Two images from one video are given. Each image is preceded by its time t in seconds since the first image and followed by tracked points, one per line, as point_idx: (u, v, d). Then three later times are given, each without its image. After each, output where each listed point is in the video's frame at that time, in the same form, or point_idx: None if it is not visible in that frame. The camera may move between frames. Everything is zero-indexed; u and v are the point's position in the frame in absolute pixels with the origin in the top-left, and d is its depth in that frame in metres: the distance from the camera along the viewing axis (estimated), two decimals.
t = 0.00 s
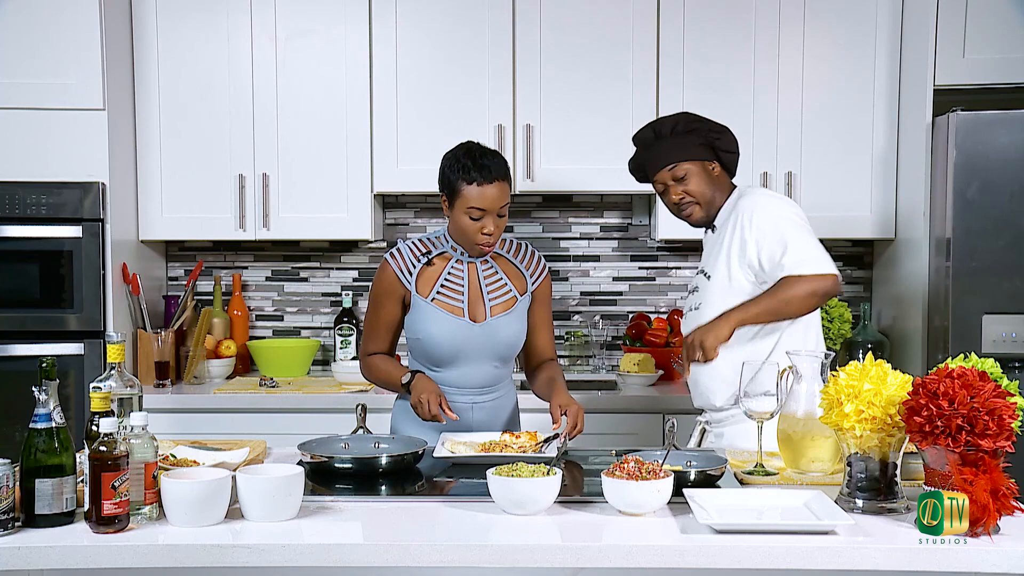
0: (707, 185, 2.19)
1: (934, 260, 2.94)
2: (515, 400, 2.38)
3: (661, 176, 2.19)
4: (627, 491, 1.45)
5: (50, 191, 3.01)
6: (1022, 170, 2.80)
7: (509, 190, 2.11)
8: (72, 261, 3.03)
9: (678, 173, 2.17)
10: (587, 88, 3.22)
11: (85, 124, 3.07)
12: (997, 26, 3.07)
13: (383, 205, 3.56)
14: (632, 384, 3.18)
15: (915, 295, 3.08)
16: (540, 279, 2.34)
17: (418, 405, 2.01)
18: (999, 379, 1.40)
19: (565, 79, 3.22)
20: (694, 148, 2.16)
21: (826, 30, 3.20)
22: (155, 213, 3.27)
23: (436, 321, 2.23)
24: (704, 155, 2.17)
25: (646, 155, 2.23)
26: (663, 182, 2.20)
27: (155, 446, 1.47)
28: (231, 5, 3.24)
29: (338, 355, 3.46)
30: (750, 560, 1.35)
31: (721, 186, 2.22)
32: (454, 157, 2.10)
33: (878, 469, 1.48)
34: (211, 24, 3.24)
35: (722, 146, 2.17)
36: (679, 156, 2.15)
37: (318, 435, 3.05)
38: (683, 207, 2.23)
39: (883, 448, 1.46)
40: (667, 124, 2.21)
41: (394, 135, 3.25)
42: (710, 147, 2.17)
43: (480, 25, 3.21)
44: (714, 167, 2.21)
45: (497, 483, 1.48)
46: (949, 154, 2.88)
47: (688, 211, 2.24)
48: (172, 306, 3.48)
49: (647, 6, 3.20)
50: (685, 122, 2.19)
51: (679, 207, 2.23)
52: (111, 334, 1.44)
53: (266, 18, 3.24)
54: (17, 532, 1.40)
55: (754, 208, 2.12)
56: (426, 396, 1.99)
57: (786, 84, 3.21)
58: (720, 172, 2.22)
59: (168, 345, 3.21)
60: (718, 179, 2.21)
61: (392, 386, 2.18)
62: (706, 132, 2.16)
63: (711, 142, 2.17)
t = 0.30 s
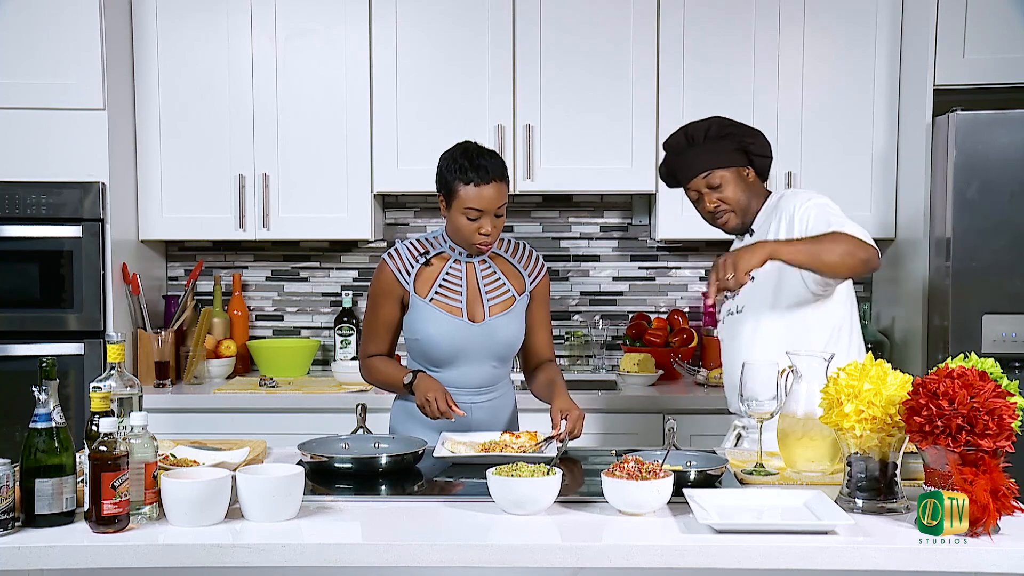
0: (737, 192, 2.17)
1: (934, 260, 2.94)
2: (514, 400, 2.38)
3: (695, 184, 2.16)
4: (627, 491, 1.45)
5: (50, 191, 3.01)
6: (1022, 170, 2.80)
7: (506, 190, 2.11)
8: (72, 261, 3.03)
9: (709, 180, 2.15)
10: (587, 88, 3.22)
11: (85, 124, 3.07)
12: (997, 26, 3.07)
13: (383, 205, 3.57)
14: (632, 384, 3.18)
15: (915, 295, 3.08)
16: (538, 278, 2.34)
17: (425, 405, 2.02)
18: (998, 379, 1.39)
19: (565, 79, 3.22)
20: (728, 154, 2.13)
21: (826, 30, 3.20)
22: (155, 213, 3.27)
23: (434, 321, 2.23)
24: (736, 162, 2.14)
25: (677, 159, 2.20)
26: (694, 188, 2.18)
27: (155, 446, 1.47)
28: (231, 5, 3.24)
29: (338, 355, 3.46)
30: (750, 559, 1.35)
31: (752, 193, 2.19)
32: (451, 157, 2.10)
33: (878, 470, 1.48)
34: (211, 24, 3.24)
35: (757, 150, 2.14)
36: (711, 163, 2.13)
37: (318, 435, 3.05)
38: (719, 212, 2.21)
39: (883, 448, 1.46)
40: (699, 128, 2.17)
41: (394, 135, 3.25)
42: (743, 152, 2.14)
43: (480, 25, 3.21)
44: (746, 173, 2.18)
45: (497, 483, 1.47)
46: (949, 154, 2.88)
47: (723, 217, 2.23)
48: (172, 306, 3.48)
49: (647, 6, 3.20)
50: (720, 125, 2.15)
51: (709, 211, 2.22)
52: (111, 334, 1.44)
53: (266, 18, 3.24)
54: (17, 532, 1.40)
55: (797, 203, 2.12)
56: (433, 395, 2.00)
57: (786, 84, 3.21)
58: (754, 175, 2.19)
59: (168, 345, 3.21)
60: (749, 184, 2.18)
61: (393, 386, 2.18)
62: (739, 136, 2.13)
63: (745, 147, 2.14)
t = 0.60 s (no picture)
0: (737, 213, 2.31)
1: (934, 260, 2.94)
2: (512, 400, 2.38)
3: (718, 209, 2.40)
4: (627, 491, 1.45)
5: (50, 191, 3.01)
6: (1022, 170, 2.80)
7: (502, 189, 2.11)
8: (72, 261, 3.03)
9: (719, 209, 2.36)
10: (587, 88, 3.22)
11: (85, 124, 3.07)
12: (998, 27, 3.07)
13: (383, 205, 3.56)
14: (632, 385, 3.18)
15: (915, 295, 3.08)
16: (535, 278, 2.35)
17: (425, 407, 2.02)
18: (998, 379, 1.39)
19: (565, 79, 3.22)
20: (718, 178, 2.32)
21: (826, 31, 3.20)
22: (155, 213, 3.27)
23: (432, 321, 2.23)
24: (729, 185, 2.28)
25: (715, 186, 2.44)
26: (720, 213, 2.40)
27: (155, 446, 1.47)
28: (231, 5, 3.24)
29: (338, 355, 3.46)
30: (750, 560, 1.35)
31: (756, 207, 2.28)
32: (447, 157, 2.10)
33: (878, 470, 1.48)
34: (211, 24, 3.24)
35: (733, 165, 2.26)
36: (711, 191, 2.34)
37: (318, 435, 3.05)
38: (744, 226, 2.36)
39: (883, 448, 1.46)
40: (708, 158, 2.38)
41: (394, 135, 3.25)
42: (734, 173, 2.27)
43: (480, 25, 3.21)
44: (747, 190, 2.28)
45: (497, 483, 1.48)
46: (949, 154, 2.88)
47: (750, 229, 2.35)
48: (172, 306, 3.48)
49: (647, 6, 3.20)
50: (712, 150, 2.33)
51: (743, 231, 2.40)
52: (111, 334, 1.44)
53: (266, 18, 3.24)
54: (17, 532, 1.39)
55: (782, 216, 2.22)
56: (434, 396, 2.00)
57: (786, 84, 3.21)
58: (759, 188, 2.27)
59: (168, 345, 3.21)
60: (751, 201, 2.28)
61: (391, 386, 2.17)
62: (720, 157, 2.29)
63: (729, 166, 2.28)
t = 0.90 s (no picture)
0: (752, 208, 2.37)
1: (935, 260, 2.94)
2: (511, 398, 2.39)
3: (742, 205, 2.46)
4: (627, 491, 1.45)
5: (50, 191, 3.01)
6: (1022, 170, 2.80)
7: (500, 191, 2.11)
8: (72, 261, 3.03)
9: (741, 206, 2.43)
10: (587, 88, 3.22)
11: (85, 124, 3.07)
12: (998, 27, 3.07)
13: (383, 205, 3.56)
14: (632, 385, 3.18)
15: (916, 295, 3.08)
16: (534, 277, 2.35)
17: (425, 407, 2.02)
18: (998, 379, 1.39)
19: (565, 79, 3.22)
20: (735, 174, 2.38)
21: (826, 31, 3.20)
22: (155, 213, 3.27)
23: (431, 322, 2.23)
24: (741, 182, 2.35)
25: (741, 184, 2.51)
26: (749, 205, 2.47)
27: (155, 446, 1.47)
28: (231, 5, 3.24)
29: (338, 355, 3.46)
30: (750, 559, 1.35)
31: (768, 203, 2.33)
32: (445, 158, 2.10)
33: (878, 470, 1.47)
34: (211, 24, 3.24)
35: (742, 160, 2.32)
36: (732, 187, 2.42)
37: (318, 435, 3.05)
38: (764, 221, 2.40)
39: (883, 448, 1.46)
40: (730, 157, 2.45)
41: (394, 135, 3.25)
42: (744, 171, 2.33)
43: (480, 25, 3.21)
44: (758, 186, 2.33)
45: (497, 483, 1.48)
46: (949, 154, 2.88)
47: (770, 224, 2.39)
48: (172, 306, 3.47)
49: (647, 6, 3.20)
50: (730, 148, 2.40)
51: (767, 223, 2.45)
52: (111, 334, 1.44)
53: (266, 18, 3.24)
54: (17, 532, 1.39)
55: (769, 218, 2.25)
56: (434, 396, 2.00)
57: (786, 84, 3.21)
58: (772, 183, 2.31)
59: (168, 344, 3.21)
60: (763, 197, 2.33)
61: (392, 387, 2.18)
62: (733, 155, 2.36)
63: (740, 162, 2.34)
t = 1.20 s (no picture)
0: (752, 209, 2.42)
1: (934, 260, 2.94)
2: (511, 396, 2.39)
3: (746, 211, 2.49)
4: (627, 491, 1.45)
5: (50, 191, 3.01)
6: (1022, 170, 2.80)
7: (500, 195, 2.11)
8: (72, 261, 3.03)
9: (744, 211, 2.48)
10: (587, 88, 3.22)
11: (85, 124, 3.07)
12: (998, 27, 3.07)
13: (383, 205, 3.56)
14: (632, 385, 3.19)
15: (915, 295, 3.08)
16: (532, 277, 2.35)
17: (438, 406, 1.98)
18: (999, 379, 1.39)
19: (566, 79, 3.22)
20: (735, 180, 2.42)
21: (826, 31, 3.20)
22: (155, 213, 3.27)
23: (430, 321, 2.23)
24: (741, 186, 2.40)
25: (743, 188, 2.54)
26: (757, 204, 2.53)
27: (155, 446, 1.47)
28: (231, 5, 3.24)
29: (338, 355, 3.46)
30: (750, 559, 1.35)
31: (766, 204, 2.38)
32: (445, 160, 2.10)
33: (878, 469, 1.47)
34: (211, 24, 3.24)
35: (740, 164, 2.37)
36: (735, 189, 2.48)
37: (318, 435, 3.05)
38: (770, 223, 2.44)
39: (883, 448, 1.46)
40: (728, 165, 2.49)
41: (394, 134, 3.25)
42: (743, 175, 2.38)
43: (481, 24, 3.21)
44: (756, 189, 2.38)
45: (497, 483, 1.48)
46: (949, 154, 2.88)
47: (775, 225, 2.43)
48: (172, 306, 3.48)
49: (648, 6, 3.20)
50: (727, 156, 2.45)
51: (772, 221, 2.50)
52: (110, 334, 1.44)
53: (266, 18, 3.24)
54: (17, 532, 1.39)
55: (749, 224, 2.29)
56: (440, 395, 1.98)
57: (786, 84, 3.21)
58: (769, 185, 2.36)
59: (168, 344, 3.21)
60: (761, 198, 2.38)
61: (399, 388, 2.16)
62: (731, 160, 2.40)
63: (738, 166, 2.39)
